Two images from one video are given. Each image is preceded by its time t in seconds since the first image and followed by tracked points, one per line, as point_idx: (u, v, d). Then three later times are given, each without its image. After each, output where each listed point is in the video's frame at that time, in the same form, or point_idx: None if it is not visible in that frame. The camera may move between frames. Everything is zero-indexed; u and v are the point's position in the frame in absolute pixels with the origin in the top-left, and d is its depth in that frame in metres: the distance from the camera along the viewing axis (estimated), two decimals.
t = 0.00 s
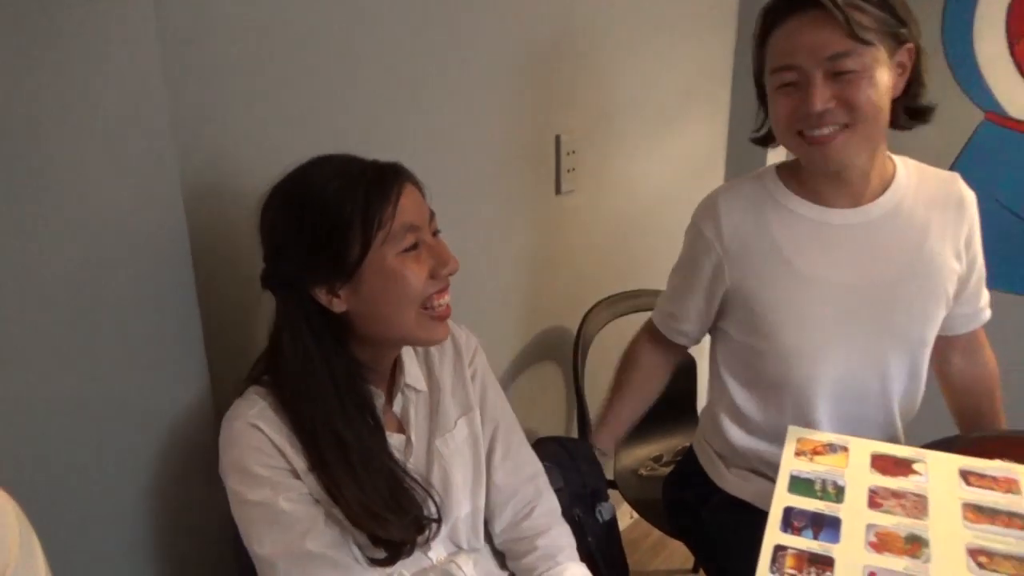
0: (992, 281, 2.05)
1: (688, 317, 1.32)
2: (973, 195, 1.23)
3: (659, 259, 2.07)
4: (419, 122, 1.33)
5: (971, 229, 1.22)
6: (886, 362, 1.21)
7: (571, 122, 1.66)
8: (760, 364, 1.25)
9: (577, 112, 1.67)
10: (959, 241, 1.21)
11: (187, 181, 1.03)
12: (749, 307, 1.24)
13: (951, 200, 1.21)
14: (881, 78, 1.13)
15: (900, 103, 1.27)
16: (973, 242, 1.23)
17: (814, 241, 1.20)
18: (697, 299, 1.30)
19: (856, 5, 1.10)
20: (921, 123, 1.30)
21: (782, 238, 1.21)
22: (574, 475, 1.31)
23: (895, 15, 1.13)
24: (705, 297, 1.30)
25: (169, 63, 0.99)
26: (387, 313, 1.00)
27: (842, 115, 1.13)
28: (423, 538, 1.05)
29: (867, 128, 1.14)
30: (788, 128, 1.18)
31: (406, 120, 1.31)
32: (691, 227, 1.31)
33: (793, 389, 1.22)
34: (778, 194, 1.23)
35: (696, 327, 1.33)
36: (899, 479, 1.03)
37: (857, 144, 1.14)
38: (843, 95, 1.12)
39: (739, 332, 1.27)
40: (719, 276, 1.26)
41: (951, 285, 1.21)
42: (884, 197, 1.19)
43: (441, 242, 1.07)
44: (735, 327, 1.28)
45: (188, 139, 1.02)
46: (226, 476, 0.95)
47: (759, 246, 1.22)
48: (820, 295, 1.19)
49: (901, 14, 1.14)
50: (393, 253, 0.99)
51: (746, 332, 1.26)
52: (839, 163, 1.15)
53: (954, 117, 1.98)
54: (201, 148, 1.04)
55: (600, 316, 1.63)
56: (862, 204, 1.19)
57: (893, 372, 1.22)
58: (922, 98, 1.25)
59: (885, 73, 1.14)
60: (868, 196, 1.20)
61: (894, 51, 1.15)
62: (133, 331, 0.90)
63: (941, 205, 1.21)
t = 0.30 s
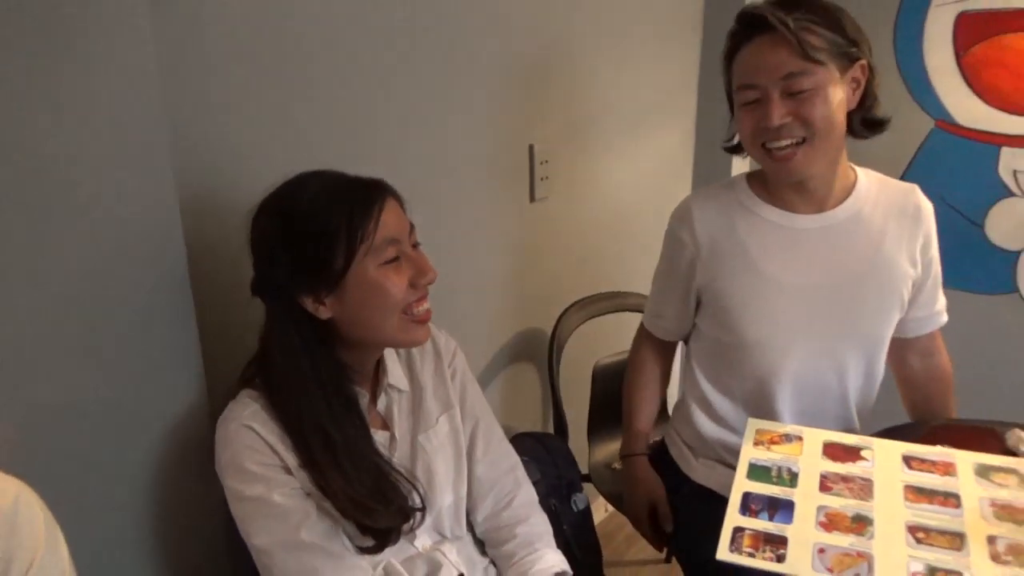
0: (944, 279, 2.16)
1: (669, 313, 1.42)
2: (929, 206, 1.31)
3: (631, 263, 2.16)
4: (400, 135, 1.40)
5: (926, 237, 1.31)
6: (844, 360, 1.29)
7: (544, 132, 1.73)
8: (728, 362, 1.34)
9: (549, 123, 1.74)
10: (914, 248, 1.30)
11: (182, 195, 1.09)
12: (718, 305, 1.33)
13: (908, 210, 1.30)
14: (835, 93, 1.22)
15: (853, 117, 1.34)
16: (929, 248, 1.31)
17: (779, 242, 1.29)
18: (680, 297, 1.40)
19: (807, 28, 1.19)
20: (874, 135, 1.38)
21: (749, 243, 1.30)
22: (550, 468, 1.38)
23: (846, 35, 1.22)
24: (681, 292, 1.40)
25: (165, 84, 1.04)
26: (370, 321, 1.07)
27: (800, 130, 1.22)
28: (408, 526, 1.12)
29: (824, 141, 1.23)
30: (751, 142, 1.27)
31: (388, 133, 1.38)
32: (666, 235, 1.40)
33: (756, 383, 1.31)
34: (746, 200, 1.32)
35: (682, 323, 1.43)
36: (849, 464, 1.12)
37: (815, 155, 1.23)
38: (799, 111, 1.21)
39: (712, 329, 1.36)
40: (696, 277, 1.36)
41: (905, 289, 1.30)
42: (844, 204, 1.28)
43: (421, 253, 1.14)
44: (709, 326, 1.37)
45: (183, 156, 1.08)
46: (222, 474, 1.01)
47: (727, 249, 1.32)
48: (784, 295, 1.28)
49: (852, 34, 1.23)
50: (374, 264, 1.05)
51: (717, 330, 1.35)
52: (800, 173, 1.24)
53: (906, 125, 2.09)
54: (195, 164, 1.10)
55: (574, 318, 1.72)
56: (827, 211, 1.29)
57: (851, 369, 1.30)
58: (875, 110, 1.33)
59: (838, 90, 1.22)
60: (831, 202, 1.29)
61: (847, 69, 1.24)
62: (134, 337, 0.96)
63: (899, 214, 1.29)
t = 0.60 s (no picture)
0: (921, 283, 2.24)
1: (663, 315, 1.47)
2: (906, 217, 1.39)
3: (620, 269, 2.23)
4: (399, 148, 1.46)
5: (903, 245, 1.38)
6: (826, 362, 1.37)
7: (536, 144, 1.80)
8: (716, 364, 1.41)
9: (541, 135, 1.81)
10: (891, 256, 1.37)
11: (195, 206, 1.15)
12: (709, 310, 1.39)
13: (888, 220, 1.38)
14: (815, 135, 1.26)
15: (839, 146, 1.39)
16: (905, 256, 1.39)
17: (769, 248, 1.35)
18: (671, 299, 1.46)
19: (790, 75, 1.23)
20: (865, 159, 1.42)
21: (740, 250, 1.36)
22: (545, 466, 1.45)
23: (832, 78, 1.25)
24: (672, 290, 1.45)
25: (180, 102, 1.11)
26: (375, 331, 1.13)
27: (779, 171, 1.28)
28: (412, 521, 1.17)
29: (803, 180, 1.28)
30: (736, 174, 1.33)
31: (387, 146, 1.44)
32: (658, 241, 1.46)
33: (741, 384, 1.38)
34: (742, 211, 1.38)
35: (673, 326, 1.48)
36: (828, 459, 1.19)
37: (795, 193, 1.29)
38: (778, 155, 1.26)
39: (701, 332, 1.43)
40: (688, 281, 1.42)
41: (883, 293, 1.37)
42: (830, 214, 1.35)
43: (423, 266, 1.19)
44: (699, 329, 1.43)
45: (196, 169, 1.14)
46: (236, 474, 1.06)
47: (719, 256, 1.38)
48: (772, 300, 1.35)
49: (839, 75, 1.26)
50: (378, 278, 1.11)
51: (707, 333, 1.41)
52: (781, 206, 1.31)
53: (882, 135, 2.18)
54: (207, 176, 1.15)
55: (567, 321, 1.78)
56: (813, 220, 1.35)
57: (833, 369, 1.38)
58: (862, 141, 1.37)
59: (819, 132, 1.27)
60: (817, 213, 1.35)
61: (831, 109, 1.27)
62: (152, 340, 1.02)
63: (879, 226, 1.37)
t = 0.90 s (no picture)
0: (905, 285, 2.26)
1: (654, 316, 1.47)
2: (894, 219, 1.41)
3: (608, 270, 2.24)
4: (389, 145, 1.46)
5: (890, 247, 1.40)
6: (815, 360, 1.38)
7: (524, 145, 1.80)
8: (706, 362, 1.41)
9: (530, 135, 1.81)
10: (879, 257, 1.39)
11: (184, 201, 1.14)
12: (699, 307, 1.40)
13: (875, 220, 1.39)
14: (810, 130, 1.28)
15: (831, 147, 1.40)
16: (892, 257, 1.41)
17: (760, 247, 1.36)
18: (662, 299, 1.45)
19: (789, 67, 1.24)
20: (854, 161, 1.43)
21: (732, 247, 1.37)
22: (533, 464, 1.44)
23: (828, 74, 1.27)
24: (663, 292, 1.45)
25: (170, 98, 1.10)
26: (361, 329, 1.13)
27: (772, 163, 1.29)
28: (399, 519, 1.16)
29: (795, 175, 1.29)
30: (730, 167, 1.34)
31: (376, 145, 1.44)
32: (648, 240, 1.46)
33: (729, 383, 1.39)
34: (731, 210, 1.38)
35: (662, 326, 1.48)
36: (814, 456, 1.20)
37: (787, 187, 1.30)
38: (773, 147, 1.27)
39: (690, 330, 1.43)
40: (679, 281, 1.42)
41: (871, 292, 1.38)
42: (819, 214, 1.36)
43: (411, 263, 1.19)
44: (689, 328, 1.44)
45: (186, 163, 1.13)
46: (223, 471, 1.05)
47: (711, 255, 1.38)
48: (762, 299, 1.35)
49: (835, 72, 1.28)
50: (362, 275, 1.11)
51: (696, 332, 1.42)
52: (773, 201, 1.32)
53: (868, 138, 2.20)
54: (196, 171, 1.15)
55: (554, 321, 1.78)
56: (803, 220, 1.36)
57: (821, 368, 1.39)
58: (853, 143, 1.38)
59: (813, 127, 1.28)
60: (807, 212, 1.36)
61: (826, 106, 1.29)
62: (140, 335, 1.01)
63: (866, 225, 1.38)
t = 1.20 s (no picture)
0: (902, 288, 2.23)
1: (652, 318, 1.43)
2: (898, 222, 1.37)
3: (601, 272, 2.20)
4: (375, 144, 1.42)
5: (895, 250, 1.37)
6: (816, 365, 1.35)
7: (516, 145, 1.76)
8: (703, 368, 1.38)
9: (522, 135, 1.78)
10: (883, 261, 1.36)
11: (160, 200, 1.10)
12: (698, 311, 1.36)
13: (878, 222, 1.36)
14: (817, 128, 1.25)
15: (838, 146, 1.37)
16: (898, 260, 1.37)
17: (760, 250, 1.33)
18: (659, 303, 1.42)
19: (798, 63, 1.21)
20: (861, 162, 1.40)
21: (733, 249, 1.33)
22: (523, 472, 1.40)
23: (838, 71, 1.24)
24: (661, 293, 1.41)
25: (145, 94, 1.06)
26: (344, 333, 1.09)
27: (776, 160, 1.26)
28: (381, 530, 1.12)
29: (800, 174, 1.26)
30: (732, 163, 1.30)
31: (363, 144, 1.40)
32: (645, 241, 1.43)
33: (726, 389, 1.35)
34: (733, 210, 1.35)
35: (660, 329, 1.44)
36: (811, 464, 1.16)
37: (791, 186, 1.27)
38: (778, 144, 1.24)
39: (688, 334, 1.40)
40: (677, 284, 1.38)
41: (873, 297, 1.35)
42: (823, 216, 1.33)
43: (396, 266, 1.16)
44: (686, 332, 1.40)
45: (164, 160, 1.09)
46: (197, 482, 1.01)
47: (711, 257, 1.34)
48: (763, 304, 1.32)
49: (844, 70, 1.25)
50: (344, 278, 1.07)
51: (694, 336, 1.38)
52: (776, 200, 1.28)
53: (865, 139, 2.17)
54: (173, 169, 1.10)
55: (547, 325, 1.74)
56: (805, 222, 1.33)
57: (822, 373, 1.36)
58: (861, 144, 1.35)
59: (821, 125, 1.25)
60: (810, 215, 1.33)
61: (834, 104, 1.26)
62: (111, 339, 0.96)
63: (869, 228, 1.35)
